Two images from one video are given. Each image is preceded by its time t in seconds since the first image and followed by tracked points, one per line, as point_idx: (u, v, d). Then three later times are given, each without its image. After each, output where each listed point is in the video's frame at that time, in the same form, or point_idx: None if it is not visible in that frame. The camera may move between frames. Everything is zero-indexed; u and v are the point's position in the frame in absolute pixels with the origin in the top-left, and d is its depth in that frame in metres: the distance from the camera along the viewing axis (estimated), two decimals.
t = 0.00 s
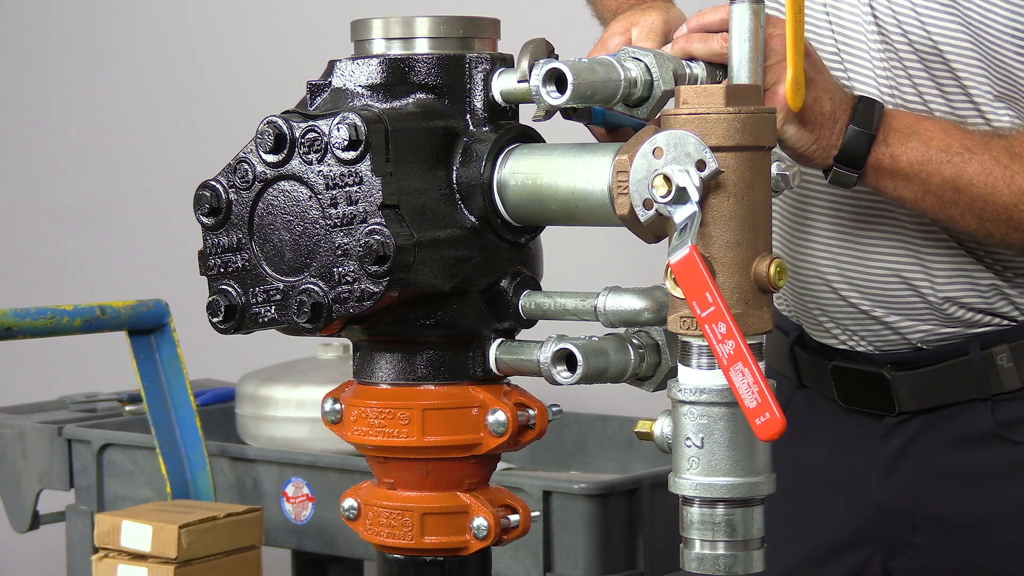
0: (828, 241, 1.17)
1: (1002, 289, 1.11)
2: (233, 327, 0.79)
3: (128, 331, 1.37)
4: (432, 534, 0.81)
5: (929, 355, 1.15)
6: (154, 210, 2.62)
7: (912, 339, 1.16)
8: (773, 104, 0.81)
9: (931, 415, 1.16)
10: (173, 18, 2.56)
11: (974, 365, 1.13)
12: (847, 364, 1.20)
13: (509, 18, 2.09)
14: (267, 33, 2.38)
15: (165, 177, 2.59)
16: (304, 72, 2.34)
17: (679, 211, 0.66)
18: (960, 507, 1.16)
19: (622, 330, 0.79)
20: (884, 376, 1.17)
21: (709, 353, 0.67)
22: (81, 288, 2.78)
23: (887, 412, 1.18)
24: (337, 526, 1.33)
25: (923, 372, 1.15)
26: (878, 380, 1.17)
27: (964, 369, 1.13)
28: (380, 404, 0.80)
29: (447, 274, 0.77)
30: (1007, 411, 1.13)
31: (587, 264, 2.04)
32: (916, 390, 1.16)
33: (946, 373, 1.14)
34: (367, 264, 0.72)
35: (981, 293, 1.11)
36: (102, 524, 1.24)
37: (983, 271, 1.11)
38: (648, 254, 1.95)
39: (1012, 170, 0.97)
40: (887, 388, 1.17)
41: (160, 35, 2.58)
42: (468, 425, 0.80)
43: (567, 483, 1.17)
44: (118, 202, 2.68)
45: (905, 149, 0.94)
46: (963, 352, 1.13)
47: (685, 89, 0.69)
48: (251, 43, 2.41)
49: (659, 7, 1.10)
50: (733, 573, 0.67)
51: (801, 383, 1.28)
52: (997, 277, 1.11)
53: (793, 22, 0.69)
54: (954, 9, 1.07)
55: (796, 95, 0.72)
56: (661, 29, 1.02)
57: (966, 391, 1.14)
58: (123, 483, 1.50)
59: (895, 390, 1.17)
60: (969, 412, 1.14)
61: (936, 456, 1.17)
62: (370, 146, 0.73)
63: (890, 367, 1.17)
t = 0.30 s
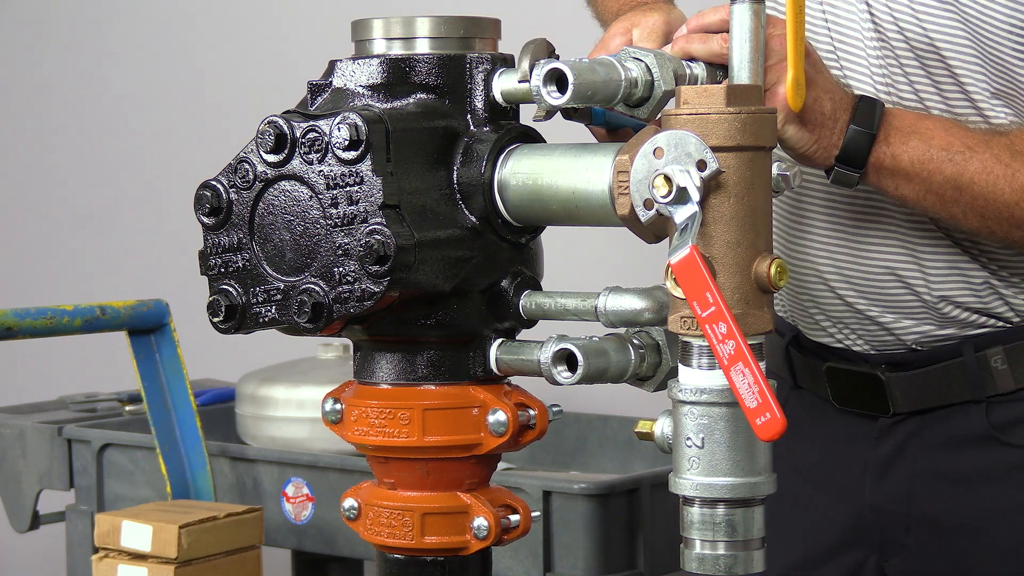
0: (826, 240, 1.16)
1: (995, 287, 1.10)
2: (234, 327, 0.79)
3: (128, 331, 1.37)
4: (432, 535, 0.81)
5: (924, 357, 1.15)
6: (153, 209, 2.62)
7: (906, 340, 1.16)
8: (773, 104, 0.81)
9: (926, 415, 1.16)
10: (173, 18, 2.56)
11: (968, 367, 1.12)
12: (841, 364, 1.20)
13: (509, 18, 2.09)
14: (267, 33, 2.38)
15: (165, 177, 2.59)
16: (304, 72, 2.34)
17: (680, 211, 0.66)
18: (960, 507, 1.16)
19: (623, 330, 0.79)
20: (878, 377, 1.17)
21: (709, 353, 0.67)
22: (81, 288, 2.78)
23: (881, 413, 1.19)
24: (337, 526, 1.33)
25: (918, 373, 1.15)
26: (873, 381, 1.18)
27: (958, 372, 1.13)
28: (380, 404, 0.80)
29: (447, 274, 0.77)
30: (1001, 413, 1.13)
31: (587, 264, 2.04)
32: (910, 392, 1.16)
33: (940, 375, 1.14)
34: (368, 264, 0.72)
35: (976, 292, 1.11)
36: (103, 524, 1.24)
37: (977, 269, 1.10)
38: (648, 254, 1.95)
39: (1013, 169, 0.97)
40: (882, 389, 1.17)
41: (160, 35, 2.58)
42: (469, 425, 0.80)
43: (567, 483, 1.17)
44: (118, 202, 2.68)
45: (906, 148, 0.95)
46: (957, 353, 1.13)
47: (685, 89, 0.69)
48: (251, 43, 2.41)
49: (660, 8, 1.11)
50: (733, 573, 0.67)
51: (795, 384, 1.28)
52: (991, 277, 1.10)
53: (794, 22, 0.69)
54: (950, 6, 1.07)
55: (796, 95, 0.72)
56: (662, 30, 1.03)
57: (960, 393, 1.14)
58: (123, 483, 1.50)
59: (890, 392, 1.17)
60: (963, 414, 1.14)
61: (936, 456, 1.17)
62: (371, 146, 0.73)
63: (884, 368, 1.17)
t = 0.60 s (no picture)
0: (823, 239, 1.16)
1: (992, 286, 1.11)
2: (234, 327, 0.79)
3: (128, 331, 1.37)
4: (432, 535, 0.81)
5: (920, 357, 1.15)
6: (153, 209, 2.62)
7: (902, 340, 1.16)
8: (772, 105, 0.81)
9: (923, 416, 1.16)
10: (174, 18, 2.56)
11: (964, 367, 1.12)
12: (838, 364, 1.20)
13: (509, 18, 2.09)
14: (267, 33, 2.38)
15: (165, 177, 2.59)
16: (304, 72, 2.34)
17: (681, 211, 0.66)
18: (960, 507, 1.16)
19: (623, 330, 0.79)
20: (875, 377, 1.17)
21: (709, 353, 0.67)
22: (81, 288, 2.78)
23: (877, 413, 1.19)
24: (337, 526, 1.33)
25: (914, 372, 1.15)
26: (869, 381, 1.18)
27: (955, 371, 1.13)
28: (381, 404, 0.80)
29: (448, 274, 0.77)
30: (997, 413, 1.13)
31: (587, 264, 2.04)
32: (907, 392, 1.16)
33: (937, 374, 1.14)
34: (368, 264, 0.72)
35: (972, 292, 1.11)
36: (103, 525, 1.24)
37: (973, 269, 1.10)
38: (648, 254, 1.95)
39: (1013, 170, 0.97)
40: (878, 389, 1.17)
41: (161, 35, 2.58)
42: (469, 425, 0.80)
43: (566, 483, 1.17)
44: (118, 202, 2.68)
45: (906, 149, 0.94)
46: (954, 353, 1.13)
47: (686, 89, 0.69)
48: (251, 42, 2.41)
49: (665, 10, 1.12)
50: (734, 573, 0.67)
51: (791, 383, 1.28)
52: (988, 275, 1.10)
53: (796, 22, 0.69)
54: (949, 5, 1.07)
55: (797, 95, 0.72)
56: (664, 30, 1.03)
57: (956, 392, 1.14)
58: (123, 483, 1.50)
59: (886, 391, 1.17)
60: (959, 414, 1.14)
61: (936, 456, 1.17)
62: (371, 146, 0.73)
63: (881, 368, 1.17)
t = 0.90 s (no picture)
0: (820, 239, 1.16)
1: (990, 289, 1.10)
2: (234, 327, 0.79)
3: (129, 331, 1.37)
4: (432, 535, 0.81)
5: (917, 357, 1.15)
6: (153, 209, 2.62)
7: (900, 340, 1.16)
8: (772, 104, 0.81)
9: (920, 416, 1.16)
10: (174, 18, 2.56)
11: (962, 367, 1.12)
12: (836, 365, 1.20)
13: (509, 18, 2.09)
14: (267, 33, 2.38)
15: (165, 177, 2.59)
16: (304, 72, 2.34)
17: (680, 211, 0.66)
18: (960, 508, 1.16)
19: (623, 330, 0.79)
20: (872, 377, 1.17)
21: (709, 353, 0.67)
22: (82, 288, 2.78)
23: (875, 413, 1.19)
24: (337, 526, 1.33)
25: (911, 372, 1.15)
26: (866, 381, 1.18)
27: (952, 371, 1.13)
28: (381, 404, 0.80)
29: (448, 274, 0.77)
30: (993, 414, 1.13)
31: (587, 264, 2.04)
32: (903, 392, 1.16)
33: (934, 373, 1.14)
34: (368, 264, 0.72)
35: (969, 294, 1.11)
36: (103, 524, 1.24)
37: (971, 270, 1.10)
38: (648, 254, 1.95)
39: (1013, 171, 0.97)
40: (875, 389, 1.17)
41: (161, 35, 2.58)
42: (469, 425, 0.80)
43: (567, 483, 1.17)
44: (118, 202, 2.68)
45: (906, 149, 0.94)
46: (951, 353, 1.13)
47: (686, 89, 0.69)
48: (251, 43, 2.41)
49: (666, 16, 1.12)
50: (733, 573, 0.67)
51: (788, 384, 1.28)
52: (984, 277, 1.10)
53: (795, 23, 0.69)
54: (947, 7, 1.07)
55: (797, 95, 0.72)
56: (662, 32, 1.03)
57: (954, 392, 1.14)
58: (123, 483, 1.50)
59: (883, 391, 1.17)
60: (957, 414, 1.14)
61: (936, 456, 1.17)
62: (371, 147, 0.73)
63: (878, 368, 1.17)
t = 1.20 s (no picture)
0: (826, 243, 1.16)
1: (1000, 293, 1.10)
2: (231, 327, 0.79)
3: (128, 331, 1.37)
4: (431, 534, 0.81)
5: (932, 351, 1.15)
6: (153, 208, 2.62)
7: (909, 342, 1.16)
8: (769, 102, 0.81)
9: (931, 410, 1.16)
10: (173, 17, 2.56)
11: (974, 360, 1.13)
12: (850, 358, 1.19)
13: (508, 18, 2.09)
14: (266, 33, 2.38)
15: (164, 177, 2.59)
16: (303, 72, 2.34)
17: (677, 210, 0.66)
18: (960, 506, 1.16)
19: (621, 329, 0.79)
20: (885, 370, 1.17)
21: (706, 352, 0.67)
22: (82, 288, 2.78)
23: (886, 407, 1.19)
24: (337, 527, 1.33)
25: (924, 365, 1.15)
26: (878, 374, 1.17)
27: (964, 364, 1.13)
28: (378, 404, 0.80)
29: (445, 274, 0.77)
30: (1005, 407, 1.13)
31: (587, 263, 2.04)
32: (916, 385, 1.16)
33: (947, 366, 1.14)
34: (365, 264, 0.72)
35: (980, 299, 1.11)
36: (102, 524, 1.24)
37: (979, 275, 1.10)
38: (647, 253, 1.95)
39: (1013, 153, 0.98)
40: (887, 382, 1.17)
41: (160, 35, 2.58)
42: (467, 425, 0.80)
43: (566, 483, 1.17)
44: (117, 203, 2.68)
45: (906, 136, 0.94)
46: (962, 346, 1.14)
47: (682, 88, 0.69)
48: (249, 43, 2.41)
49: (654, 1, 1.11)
50: (732, 572, 0.67)
51: (802, 380, 1.27)
52: (998, 278, 1.10)
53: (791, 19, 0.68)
54: None
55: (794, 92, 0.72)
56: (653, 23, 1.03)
57: (966, 385, 1.14)
58: (123, 483, 1.50)
59: (896, 385, 1.17)
60: (969, 408, 1.14)
61: (936, 454, 1.17)
62: (367, 147, 0.73)
63: (890, 362, 1.17)
